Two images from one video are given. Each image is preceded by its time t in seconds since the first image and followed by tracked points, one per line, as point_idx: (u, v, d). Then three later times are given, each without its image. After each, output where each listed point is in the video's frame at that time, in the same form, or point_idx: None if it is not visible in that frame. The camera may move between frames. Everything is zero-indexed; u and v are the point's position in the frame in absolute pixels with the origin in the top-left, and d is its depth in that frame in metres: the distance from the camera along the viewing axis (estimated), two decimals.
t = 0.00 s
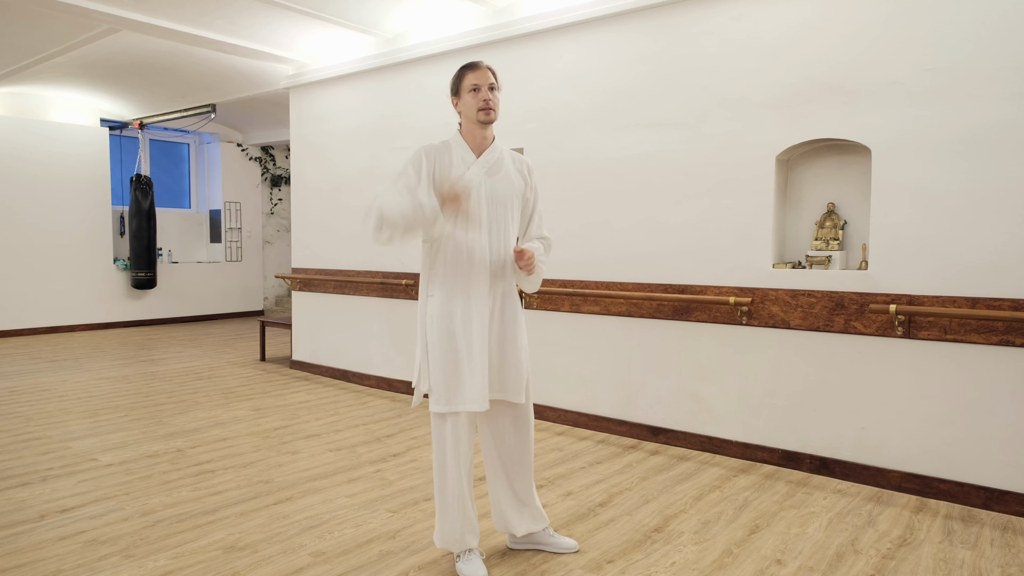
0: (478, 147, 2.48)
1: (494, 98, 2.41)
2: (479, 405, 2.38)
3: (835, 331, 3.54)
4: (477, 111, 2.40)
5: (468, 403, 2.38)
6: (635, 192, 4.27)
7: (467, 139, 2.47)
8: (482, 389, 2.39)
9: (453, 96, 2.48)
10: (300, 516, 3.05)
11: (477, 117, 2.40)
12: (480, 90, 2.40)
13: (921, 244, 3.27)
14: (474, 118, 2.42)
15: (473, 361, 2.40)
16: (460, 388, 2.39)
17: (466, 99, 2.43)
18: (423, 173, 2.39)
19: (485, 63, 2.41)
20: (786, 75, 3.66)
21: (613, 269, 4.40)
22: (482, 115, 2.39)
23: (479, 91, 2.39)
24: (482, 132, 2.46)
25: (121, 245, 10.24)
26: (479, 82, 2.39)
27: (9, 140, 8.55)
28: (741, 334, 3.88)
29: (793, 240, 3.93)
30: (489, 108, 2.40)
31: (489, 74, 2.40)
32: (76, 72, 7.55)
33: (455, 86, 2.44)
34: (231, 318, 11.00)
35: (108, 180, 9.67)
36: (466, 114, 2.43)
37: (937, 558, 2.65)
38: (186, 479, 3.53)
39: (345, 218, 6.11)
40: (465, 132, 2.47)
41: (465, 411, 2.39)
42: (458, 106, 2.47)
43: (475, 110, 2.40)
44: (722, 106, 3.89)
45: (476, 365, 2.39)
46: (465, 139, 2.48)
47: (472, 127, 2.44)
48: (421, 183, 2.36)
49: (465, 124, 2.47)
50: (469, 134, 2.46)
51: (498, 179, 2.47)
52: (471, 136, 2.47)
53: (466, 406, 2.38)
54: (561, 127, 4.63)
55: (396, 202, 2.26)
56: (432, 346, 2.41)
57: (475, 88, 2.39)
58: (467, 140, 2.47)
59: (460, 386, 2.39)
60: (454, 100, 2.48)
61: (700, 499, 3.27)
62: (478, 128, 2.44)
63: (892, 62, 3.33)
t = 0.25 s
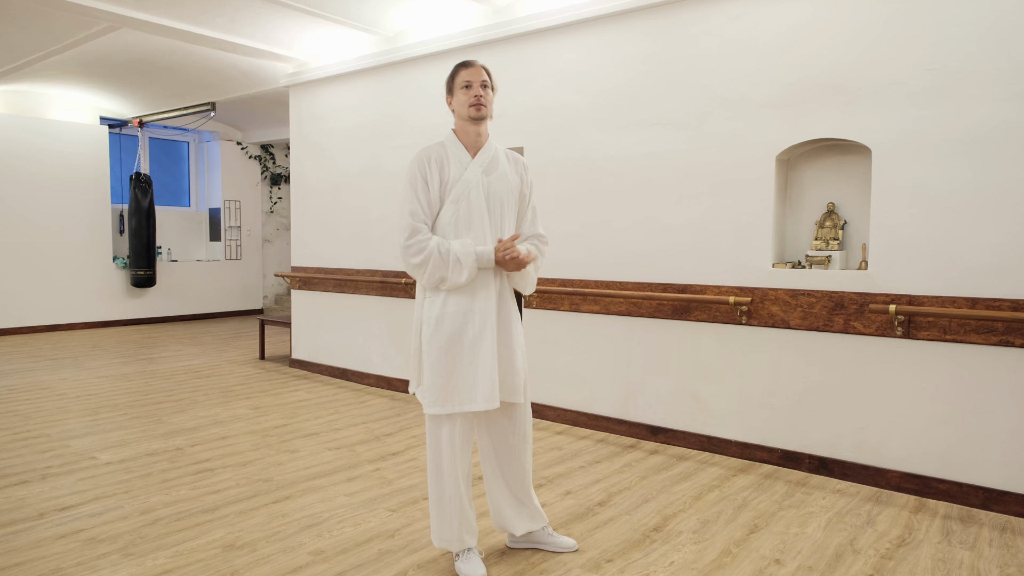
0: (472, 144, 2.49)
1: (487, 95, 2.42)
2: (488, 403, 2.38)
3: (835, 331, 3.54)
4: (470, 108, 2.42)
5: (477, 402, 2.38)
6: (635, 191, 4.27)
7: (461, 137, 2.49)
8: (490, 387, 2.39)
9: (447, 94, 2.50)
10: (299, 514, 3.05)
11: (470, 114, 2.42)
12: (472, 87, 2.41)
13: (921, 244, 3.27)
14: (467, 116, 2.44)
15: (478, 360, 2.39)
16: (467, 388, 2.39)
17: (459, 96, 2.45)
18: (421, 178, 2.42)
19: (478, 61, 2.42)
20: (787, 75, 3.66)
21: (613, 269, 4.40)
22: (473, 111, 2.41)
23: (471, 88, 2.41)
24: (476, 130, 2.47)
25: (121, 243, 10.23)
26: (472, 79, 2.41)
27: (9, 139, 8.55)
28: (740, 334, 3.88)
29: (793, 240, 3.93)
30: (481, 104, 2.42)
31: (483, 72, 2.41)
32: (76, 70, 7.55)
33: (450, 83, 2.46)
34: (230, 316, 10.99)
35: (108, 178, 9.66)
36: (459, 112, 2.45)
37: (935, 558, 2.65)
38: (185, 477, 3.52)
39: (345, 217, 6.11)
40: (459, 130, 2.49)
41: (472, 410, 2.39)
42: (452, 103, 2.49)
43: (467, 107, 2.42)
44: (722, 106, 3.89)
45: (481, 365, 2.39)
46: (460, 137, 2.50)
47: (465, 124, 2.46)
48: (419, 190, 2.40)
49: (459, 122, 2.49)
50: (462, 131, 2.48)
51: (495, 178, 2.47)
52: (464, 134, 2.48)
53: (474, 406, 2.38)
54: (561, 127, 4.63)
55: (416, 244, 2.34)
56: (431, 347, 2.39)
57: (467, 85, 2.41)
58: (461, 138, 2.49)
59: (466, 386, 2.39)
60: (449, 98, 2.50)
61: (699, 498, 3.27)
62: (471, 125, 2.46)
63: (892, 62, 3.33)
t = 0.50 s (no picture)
0: (468, 142, 2.49)
1: (482, 92, 2.42)
2: (492, 399, 2.38)
3: (835, 329, 3.54)
4: (465, 105, 2.41)
5: (481, 399, 2.38)
6: (635, 188, 4.27)
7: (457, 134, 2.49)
8: (493, 383, 2.39)
9: (443, 90, 2.49)
10: (299, 510, 3.05)
11: (465, 112, 2.42)
12: (468, 84, 2.41)
13: (921, 242, 3.27)
14: (462, 113, 2.43)
15: (479, 357, 2.39)
16: (470, 385, 2.39)
17: (455, 93, 2.44)
18: (417, 176, 2.43)
19: (474, 57, 2.42)
20: (788, 72, 3.65)
21: (613, 266, 4.40)
22: (469, 109, 2.40)
23: (466, 85, 2.40)
24: (473, 127, 2.47)
25: (121, 240, 10.23)
26: (467, 76, 2.40)
27: (8, 135, 8.55)
28: (740, 332, 3.88)
29: (793, 237, 3.93)
30: (477, 101, 2.41)
31: (478, 68, 2.41)
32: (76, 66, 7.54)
33: (445, 80, 2.46)
34: (230, 313, 11.00)
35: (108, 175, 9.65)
36: (455, 109, 2.45)
37: (934, 556, 2.65)
38: (185, 473, 3.53)
39: (345, 213, 6.10)
40: (455, 128, 2.49)
41: (476, 406, 2.39)
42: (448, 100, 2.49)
43: (463, 104, 2.42)
44: (723, 103, 3.89)
45: (482, 362, 2.39)
46: (456, 134, 2.50)
47: (461, 121, 2.46)
48: (413, 189, 2.42)
49: (455, 119, 2.48)
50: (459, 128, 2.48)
51: (492, 175, 2.47)
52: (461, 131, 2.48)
53: (478, 402, 2.38)
54: (561, 124, 4.62)
55: (408, 241, 2.37)
56: (432, 346, 2.40)
57: (462, 82, 2.40)
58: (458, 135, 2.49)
59: (470, 383, 2.39)
60: (444, 94, 2.49)
61: (699, 495, 3.27)
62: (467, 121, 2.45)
63: (893, 60, 3.32)
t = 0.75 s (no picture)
0: (467, 141, 2.49)
1: (481, 92, 2.42)
2: (491, 398, 2.38)
3: (837, 328, 3.53)
4: (464, 105, 2.41)
5: (479, 397, 2.38)
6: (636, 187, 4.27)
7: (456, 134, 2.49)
8: (492, 381, 2.38)
9: (443, 89, 2.50)
10: (300, 509, 3.05)
11: (464, 111, 2.41)
12: (467, 83, 2.41)
13: (924, 241, 3.26)
14: (461, 112, 2.43)
15: (479, 356, 2.39)
16: (469, 383, 2.39)
17: (454, 93, 2.44)
18: (412, 178, 2.47)
19: (473, 57, 2.42)
20: (790, 71, 3.64)
21: (614, 265, 4.40)
22: (468, 108, 2.40)
23: (465, 84, 2.40)
24: (471, 127, 2.47)
25: (124, 239, 10.24)
26: (466, 76, 2.40)
27: (11, 134, 8.56)
28: (741, 330, 3.88)
29: (794, 236, 3.92)
30: (476, 101, 2.41)
31: (477, 68, 2.41)
32: (79, 65, 7.55)
33: (445, 79, 2.46)
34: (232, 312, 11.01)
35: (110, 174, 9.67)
36: (454, 109, 2.44)
37: (936, 554, 2.65)
38: (187, 472, 3.53)
39: (347, 213, 6.11)
40: (454, 127, 2.49)
41: (475, 404, 2.39)
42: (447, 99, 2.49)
43: (462, 103, 2.41)
44: (725, 102, 3.88)
45: (482, 360, 2.39)
46: (455, 134, 2.50)
47: (460, 121, 2.45)
48: (408, 191, 2.46)
49: (454, 119, 2.48)
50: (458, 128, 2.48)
51: (490, 173, 2.46)
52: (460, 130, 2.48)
53: (477, 401, 2.38)
54: (562, 123, 4.62)
55: (403, 242, 2.42)
56: (431, 345, 2.40)
57: (462, 82, 2.40)
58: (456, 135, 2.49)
59: (469, 381, 2.39)
60: (444, 93, 2.49)
61: (700, 494, 3.26)
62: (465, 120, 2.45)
63: (896, 58, 3.31)
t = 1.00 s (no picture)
0: (466, 144, 2.49)
1: (480, 95, 2.41)
2: (483, 402, 2.35)
3: (839, 328, 3.53)
4: (463, 108, 2.41)
5: (473, 401, 2.37)
6: (639, 188, 4.26)
7: (456, 136, 2.50)
8: (486, 386, 2.36)
9: (443, 91, 2.50)
10: (303, 510, 3.05)
11: (463, 115, 2.42)
12: (466, 86, 2.41)
13: (927, 240, 3.26)
14: (460, 115, 2.44)
15: (475, 357, 2.39)
16: (463, 386, 2.38)
17: (453, 95, 2.44)
18: (411, 181, 2.49)
19: (473, 59, 2.41)
20: (792, 71, 3.64)
21: (616, 266, 4.39)
22: (467, 112, 2.40)
23: (465, 87, 2.40)
24: (471, 129, 2.47)
25: (126, 240, 10.26)
26: (465, 78, 2.40)
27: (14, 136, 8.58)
28: (743, 331, 3.87)
29: (797, 236, 3.92)
30: (474, 105, 2.41)
31: (477, 71, 2.40)
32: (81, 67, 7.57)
33: (445, 81, 2.46)
34: (235, 313, 11.03)
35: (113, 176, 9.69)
36: (453, 111, 2.45)
37: (940, 555, 2.64)
38: (190, 473, 3.54)
39: (349, 214, 6.11)
40: (454, 129, 2.49)
41: (468, 408, 2.38)
42: (447, 101, 2.49)
43: (461, 107, 2.41)
44: (727, 102, 3.88)
45: (478, 362, 2.38)
46: (455, 136, 2.50)
47: (459, 124, 2.46)
48: (407, 193, 2.48)
49: (454, 121, 2.49)
50: (457, 131, 2.48)
51: (488, 175, 2.46)
52: (459, 133, 2.48)
53: (470, 404, 2.36)
54: (565, 124, 4.62)
55: (401, 245, 2.44)
56: (428, 346, 2.41)
57: (461, 85, 2.40)
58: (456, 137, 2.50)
59: (464, 383, 2.39)
60: (444, 95, 2.50)
61: (703, 495, 3.26)
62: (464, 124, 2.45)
63: (899, 58, 3.30)
